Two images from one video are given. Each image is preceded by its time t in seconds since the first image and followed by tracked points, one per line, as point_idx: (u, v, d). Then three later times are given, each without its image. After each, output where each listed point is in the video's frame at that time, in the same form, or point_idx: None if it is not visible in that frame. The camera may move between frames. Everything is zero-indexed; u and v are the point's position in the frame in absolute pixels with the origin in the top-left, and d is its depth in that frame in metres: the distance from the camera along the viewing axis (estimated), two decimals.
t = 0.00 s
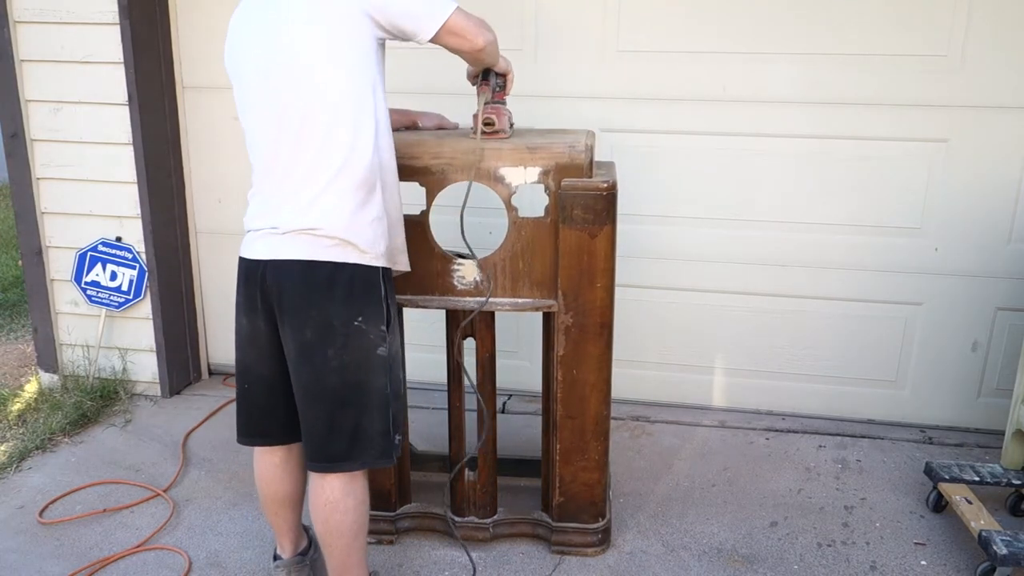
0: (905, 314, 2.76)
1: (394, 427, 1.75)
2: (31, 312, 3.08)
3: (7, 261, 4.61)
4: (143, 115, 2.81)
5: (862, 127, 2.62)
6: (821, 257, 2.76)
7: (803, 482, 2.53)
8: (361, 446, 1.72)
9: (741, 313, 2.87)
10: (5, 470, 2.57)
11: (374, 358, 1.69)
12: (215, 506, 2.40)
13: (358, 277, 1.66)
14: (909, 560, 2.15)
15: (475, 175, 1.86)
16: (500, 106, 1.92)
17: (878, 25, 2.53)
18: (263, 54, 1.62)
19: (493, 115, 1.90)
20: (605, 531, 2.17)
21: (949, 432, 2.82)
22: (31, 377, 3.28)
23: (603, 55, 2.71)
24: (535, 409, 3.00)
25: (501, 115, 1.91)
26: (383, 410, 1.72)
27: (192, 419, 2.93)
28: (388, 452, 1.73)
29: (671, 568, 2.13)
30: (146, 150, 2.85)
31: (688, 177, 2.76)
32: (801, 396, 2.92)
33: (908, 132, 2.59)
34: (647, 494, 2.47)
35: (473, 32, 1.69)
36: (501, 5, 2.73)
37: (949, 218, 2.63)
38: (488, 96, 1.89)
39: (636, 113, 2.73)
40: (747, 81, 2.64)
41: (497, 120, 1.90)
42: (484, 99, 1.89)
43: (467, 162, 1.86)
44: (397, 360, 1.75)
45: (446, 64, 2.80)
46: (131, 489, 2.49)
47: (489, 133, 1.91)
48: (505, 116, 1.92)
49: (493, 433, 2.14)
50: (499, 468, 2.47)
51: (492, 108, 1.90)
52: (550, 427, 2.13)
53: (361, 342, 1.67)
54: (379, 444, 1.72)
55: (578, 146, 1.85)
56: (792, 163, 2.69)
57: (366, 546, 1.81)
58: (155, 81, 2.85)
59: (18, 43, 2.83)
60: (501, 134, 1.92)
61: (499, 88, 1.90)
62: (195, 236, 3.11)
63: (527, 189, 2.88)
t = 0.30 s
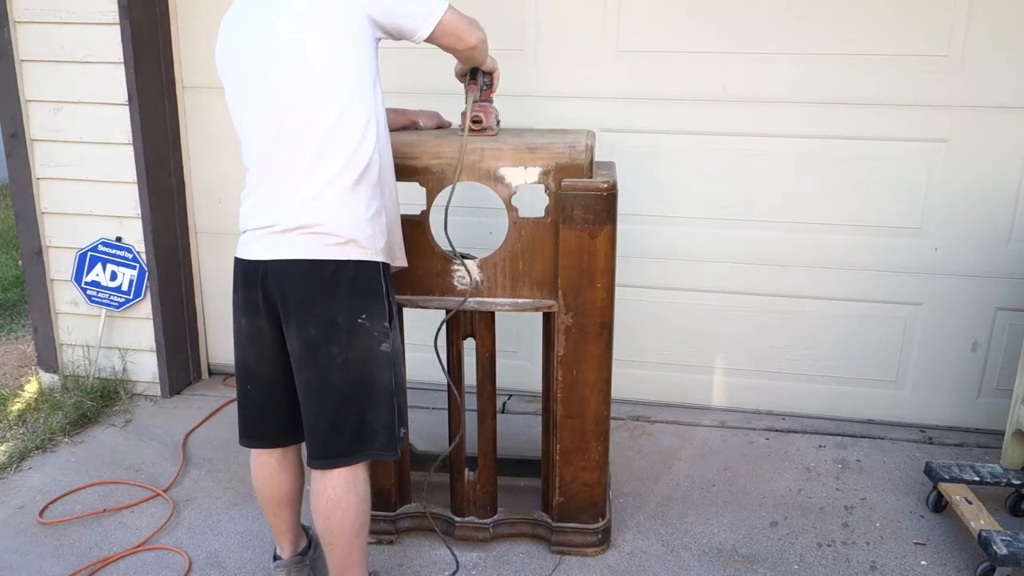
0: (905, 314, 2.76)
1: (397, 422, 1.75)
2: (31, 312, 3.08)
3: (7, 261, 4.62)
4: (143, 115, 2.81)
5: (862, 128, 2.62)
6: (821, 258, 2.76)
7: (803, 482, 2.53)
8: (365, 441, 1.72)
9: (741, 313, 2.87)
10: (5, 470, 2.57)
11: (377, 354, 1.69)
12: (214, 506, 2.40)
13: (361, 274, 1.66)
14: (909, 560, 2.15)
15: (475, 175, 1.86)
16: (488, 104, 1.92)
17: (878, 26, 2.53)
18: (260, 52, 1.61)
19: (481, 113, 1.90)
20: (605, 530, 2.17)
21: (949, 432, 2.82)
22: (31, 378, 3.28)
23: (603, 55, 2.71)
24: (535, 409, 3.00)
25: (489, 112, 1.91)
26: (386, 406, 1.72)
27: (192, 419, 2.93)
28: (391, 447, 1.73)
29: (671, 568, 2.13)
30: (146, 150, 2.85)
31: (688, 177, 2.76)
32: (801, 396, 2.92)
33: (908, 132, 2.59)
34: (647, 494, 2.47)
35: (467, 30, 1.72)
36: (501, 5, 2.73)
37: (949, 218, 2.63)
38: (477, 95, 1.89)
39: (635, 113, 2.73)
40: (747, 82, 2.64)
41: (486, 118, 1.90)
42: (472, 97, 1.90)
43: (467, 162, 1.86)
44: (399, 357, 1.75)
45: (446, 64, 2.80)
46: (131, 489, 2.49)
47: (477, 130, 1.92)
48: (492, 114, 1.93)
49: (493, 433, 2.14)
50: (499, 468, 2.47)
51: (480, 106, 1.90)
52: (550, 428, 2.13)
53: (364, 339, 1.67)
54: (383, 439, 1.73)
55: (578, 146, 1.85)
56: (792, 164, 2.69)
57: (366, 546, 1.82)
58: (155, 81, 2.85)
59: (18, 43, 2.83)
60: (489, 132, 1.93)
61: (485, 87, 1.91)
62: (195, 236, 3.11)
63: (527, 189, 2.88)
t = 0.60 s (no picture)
0: (905, 314, 2.76)
1: (396, 420, 1.76)
2: (31, 312, 3.08)
3: (6, 261, 4.61)
4: (143, 116, 2.81)
5: (862, 128, 2.62)
6: (821, 258, 2.76)
7: (803, 482, 2.53)
8: (364, 441, 1.72)
9: (741, 313, 2.87)
10: (5, 470, 2.57)
11: (376, 354, 1.69)
12: (214, 506, 2.40)
13: (359, 274, 1.66)
14: (909, 560, 2.15)
15: (475, 175, 1.86)
16: (485, 104, 1.93)
17: (878, 25, 2.53)
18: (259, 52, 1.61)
19: (477, 112, 1.91)
20: (605, 530, 2.17)
21: (949, 432, 2.82)
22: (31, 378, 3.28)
23: (602, 54, 2.71)
24: (535, 408, 3.00)
25: (485, 111, 1.92)
26: (385, 406, 1.72)
27: (192, 419, 2.93)
28: (390, 448, 1.74)
29: (671, 568, 2.12)
30: (146, 151, 2.85)
31: (688, 177, 2.76)
32: (801, 396, 2.92)
33: (909, 132, 2.59)
34: (647, 494, 2.47)
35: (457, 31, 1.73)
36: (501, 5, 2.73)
37: (949, 217, 2.63)
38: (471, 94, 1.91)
39: (635, 114, 2.74)
40: (747, 82, 2.64)
41: (481, 116, 1.91)
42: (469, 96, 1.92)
43: (467, 161, 1.86)
44: (397, 356, 1.75)
45: (446, 64, 2.80)
46: (131, 489, 2.49)
47: (472, 129, 1.92)
48: (490, 112, 1.93)
49: (493, 433, 2.14)
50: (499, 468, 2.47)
51: (475, 105, 1.91)
52: (550, 428, 2.13)
53: (363, 339, 1.67)
54: (382, 439, 1.73)
55: (578, 146, 1.86)
56: (792, 164, 2.69)
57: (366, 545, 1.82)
58: (155, 81, 2.85)
59: (18, 43, 2.83)
60: (486, 131, 1.93)
61: (483, 86, 1.93)
62: (195, 236, 3.11)
63: (527, 189, 2.88)
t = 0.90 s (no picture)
0: (905, 314, 2.76)
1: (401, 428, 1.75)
2: (31, 312, 3.08)
3: (6, 261, 4.61)
4: (143, 116, 2.81)
5: (861, 127, 2.62)
6: (821, 258, 2.76)
7: (804, 482, 2.53)
8: (367, 448, 1.72)
9: (741, 312, 2.87)
10: (5, 470, 2.57)
11: (382, 361, 1.69)
12: (214, 506, 2.40)
13: (364, 282, 1.66)
14: (909, 560, 2.15)
15: (474, 175, 1.85)
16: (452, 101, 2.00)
17: (877, 25, 2.53)
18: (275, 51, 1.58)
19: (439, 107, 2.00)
20: (605, 530, 2.17)
21: (949, 432, 2.82)
22: (31, 378, 3.28)
23: (602, 54, 2.71)
24: (535, 408, 3.00)
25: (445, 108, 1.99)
26: (390, 412, 1.72)
27: (192, 419, 2.93)
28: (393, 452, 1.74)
29: (671, 568, 2.12)
30: (146, 151, 2.85)
31: (688, 177, 2.76)
32: (800, 396, 2.92)
33: (908, 132, 2.59)
34: (647, 494, 2.47)
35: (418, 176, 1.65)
36: (501, 5, 2.73)
37: (949, 217, 2.63)
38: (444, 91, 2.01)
39: (635, 114, 2.74)
40: (747, 82, 2.64)
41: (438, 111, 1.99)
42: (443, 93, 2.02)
43: (467, 161, 1.85)
44: (402, 363, 1.75)
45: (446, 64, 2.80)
46: (131, 489, 2.49)
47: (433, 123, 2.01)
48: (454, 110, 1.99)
49: (493, 433, 2.14)
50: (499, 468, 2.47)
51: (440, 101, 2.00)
52: (550, 428, 2.13)
53: (369, 345, 1.67)
54: (385, 446, 1.73)
55: (577, 146, 1.86)
56: (792, 164, 2.69)
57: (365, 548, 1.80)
58: (155, 81, 2.85)
59: (18, 43, 2.83)
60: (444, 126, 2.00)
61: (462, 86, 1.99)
62: (195, 236, 3.11)
63: (527, 189, 2.88)
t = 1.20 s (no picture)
0: (905, 314, 2.76)
1: (393, 429, 1.74)
2: (31, 312, 3.08)
3: (6, 261, 4.61)
4: (143, 116, 2.81)
5: (862, 127, 2.62)
6: (821, 257, 2.76)
7: (804, 482, 2.53)
8: (359, 448, 1.71)
9: (741, 312, 2.86)
10: (5, 470, 2.57)
11: (374, 361, 1.68)
12: (214, 506, 2.40)
13: (356, 281, 1.66)
14: (909, 560, 2.15)
15: (474, 175, 1.85)
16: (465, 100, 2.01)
17: (878, 25, 2.53)
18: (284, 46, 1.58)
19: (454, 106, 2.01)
20: (605, 530, 2.17)
21: (949, 432, 2.82)
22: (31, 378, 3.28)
23: (602, 54, 2.71)
24: (535, 409, 3.00)
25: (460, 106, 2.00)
26: (383, 413, 1.71)
27: (192, 419, 2.92)
28: (385, 454, 1.72)
29: (671, 568, 2.12)
30: (145, 151, 2.85)
31: (688, 177, 2.76)
32: (800, 396, 2.92)
33: (908, 132, 2.59)
34: (647, 494, 2.46)
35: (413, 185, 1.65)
36: (501, 5, 2.73)
37: (949, 217, 2.63)
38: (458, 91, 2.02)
39: (635, 114, 2.73)
40: (747, 82, 2.64)
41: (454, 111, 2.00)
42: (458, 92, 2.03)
43: (466, 161, 1.86)
44: (396, 363, 1.74)
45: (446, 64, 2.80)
46: (131, 489, 2.49)
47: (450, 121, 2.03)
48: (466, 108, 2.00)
49: (493, 433, 2.14)
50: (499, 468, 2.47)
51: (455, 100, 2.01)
52: (550, 428, 2.13)
53: (362, 346, 1.66)
54: (377, 446, 1.71)
55: (577, 146, 1.86)
56: (792, 164, 2.69)
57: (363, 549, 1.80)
58: (155, 81, 2.85)
59: (18, 44, 2.83)
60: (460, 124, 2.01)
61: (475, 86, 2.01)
62: (195, 236, 3.11)
63: (527, 189, 2.88)
